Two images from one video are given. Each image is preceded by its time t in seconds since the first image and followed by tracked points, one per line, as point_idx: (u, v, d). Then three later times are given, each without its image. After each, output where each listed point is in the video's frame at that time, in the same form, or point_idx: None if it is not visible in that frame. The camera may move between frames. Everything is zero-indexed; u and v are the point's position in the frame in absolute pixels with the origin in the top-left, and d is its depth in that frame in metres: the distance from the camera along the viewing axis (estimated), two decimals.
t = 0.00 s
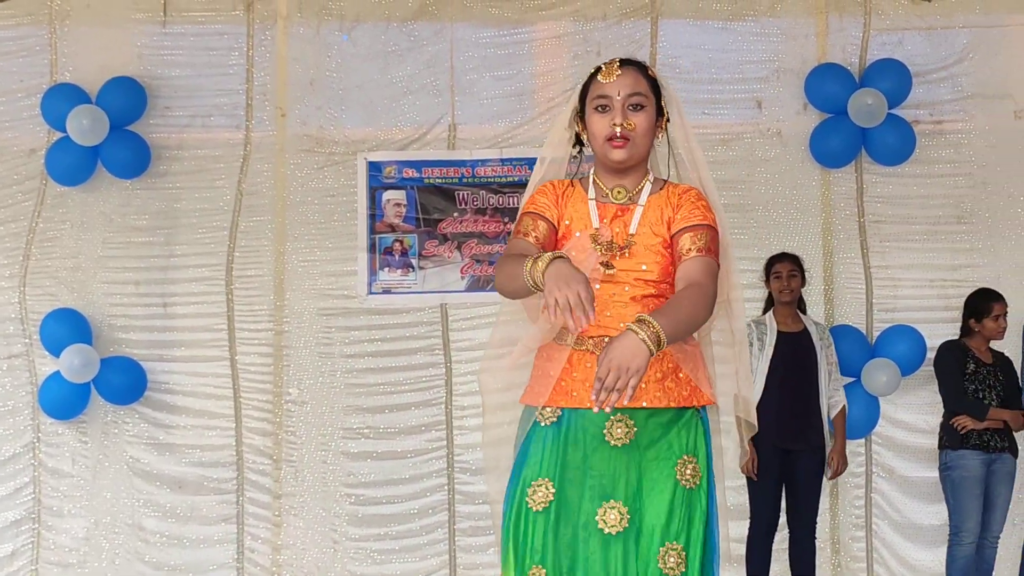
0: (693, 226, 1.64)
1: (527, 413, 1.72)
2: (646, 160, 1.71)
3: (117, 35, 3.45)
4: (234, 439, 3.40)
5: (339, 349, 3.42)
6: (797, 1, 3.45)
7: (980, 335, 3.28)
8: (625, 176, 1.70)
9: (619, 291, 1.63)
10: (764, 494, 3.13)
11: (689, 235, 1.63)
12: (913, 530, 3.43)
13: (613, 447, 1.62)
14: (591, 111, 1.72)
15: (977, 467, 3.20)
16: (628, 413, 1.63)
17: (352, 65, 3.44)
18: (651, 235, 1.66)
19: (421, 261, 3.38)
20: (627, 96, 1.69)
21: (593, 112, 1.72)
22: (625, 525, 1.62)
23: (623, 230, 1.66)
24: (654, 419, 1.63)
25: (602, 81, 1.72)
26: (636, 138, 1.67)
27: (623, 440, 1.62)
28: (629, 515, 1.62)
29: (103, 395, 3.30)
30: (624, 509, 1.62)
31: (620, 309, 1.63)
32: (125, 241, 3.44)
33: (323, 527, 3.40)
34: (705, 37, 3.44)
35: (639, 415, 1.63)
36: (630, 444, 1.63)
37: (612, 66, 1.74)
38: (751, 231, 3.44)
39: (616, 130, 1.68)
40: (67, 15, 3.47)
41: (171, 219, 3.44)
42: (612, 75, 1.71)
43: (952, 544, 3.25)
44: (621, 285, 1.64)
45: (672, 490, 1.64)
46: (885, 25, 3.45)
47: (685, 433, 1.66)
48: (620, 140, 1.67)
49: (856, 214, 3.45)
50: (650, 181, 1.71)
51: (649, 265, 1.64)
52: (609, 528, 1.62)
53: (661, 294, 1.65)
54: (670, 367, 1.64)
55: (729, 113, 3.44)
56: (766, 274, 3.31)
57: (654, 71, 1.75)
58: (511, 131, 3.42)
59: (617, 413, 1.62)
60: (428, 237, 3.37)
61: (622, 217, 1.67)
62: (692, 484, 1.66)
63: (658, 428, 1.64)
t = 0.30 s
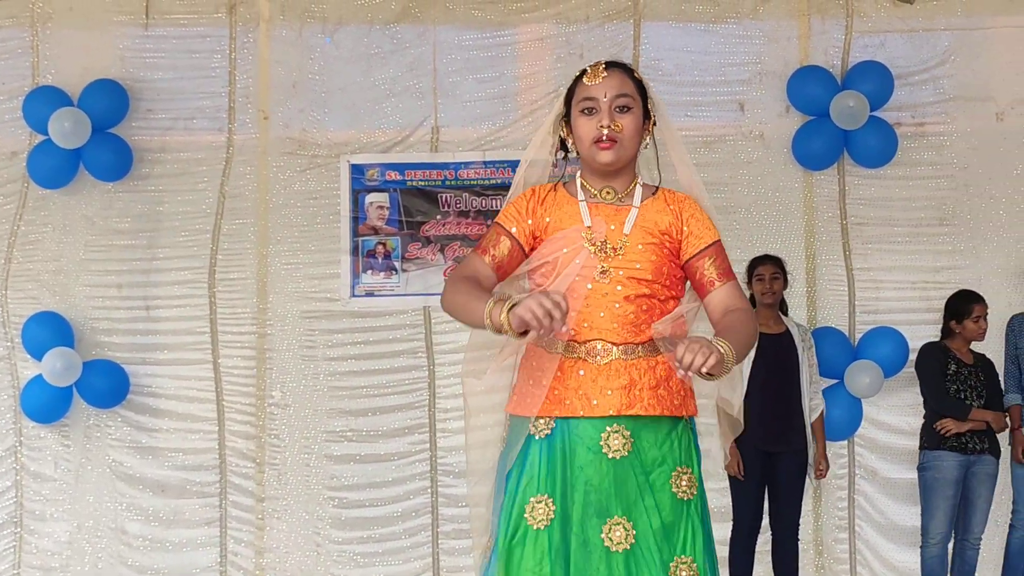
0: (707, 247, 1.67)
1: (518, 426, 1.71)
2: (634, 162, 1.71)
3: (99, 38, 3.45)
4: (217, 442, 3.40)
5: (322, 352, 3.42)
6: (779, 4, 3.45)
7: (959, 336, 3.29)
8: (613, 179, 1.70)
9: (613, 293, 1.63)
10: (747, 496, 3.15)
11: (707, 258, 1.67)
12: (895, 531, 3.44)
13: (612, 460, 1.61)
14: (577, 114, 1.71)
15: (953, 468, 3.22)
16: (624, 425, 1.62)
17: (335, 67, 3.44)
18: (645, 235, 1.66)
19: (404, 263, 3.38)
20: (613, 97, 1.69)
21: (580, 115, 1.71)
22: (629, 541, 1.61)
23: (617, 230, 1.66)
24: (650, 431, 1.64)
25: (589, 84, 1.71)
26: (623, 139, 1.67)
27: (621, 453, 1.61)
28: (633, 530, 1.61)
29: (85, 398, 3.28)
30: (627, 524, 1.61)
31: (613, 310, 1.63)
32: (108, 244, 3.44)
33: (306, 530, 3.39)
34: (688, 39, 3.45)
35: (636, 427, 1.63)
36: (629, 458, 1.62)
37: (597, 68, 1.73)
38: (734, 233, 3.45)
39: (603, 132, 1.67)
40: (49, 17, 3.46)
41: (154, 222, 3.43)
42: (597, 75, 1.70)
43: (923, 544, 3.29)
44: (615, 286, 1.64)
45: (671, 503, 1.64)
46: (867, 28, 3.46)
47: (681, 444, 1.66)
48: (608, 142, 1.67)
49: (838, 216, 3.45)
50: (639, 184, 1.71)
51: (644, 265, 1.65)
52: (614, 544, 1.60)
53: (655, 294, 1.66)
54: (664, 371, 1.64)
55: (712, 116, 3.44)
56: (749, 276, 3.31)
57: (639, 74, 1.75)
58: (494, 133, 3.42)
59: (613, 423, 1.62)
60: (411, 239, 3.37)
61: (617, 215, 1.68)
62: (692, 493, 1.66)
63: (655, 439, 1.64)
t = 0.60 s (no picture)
0: (693, 239, 1.76)
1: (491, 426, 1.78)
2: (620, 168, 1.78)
3: (87, 39, 3.44)
4: (206, 444, 3.40)
5: (312, 354, 3.41)
6: (768, 6, 3.46)
7: (945, 337, 3.31)
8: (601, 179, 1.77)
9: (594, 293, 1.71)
10: (739, 497, 3.15)
11: (701, 245, 1.76)
12: (885, 532, 3.45)
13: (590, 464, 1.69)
14: (573, 117, 1.75)
15: (937, 469, 3.24)
16: (604, 429, 1.70)
17: (324, 69, 3.44)
18: (629, 232, 1.73)
19: (393, 265, 3.37)
20: (613, 108, 1.73)
21: (575, 119, 1.75)
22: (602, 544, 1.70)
23: (600, 228, 1.73)
24: (631, 436, 1.71)
25: (588, 91, 1.75)
26: (619, 152, 1.72)
27: (600, 457, 1.69)
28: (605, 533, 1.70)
29: (74, 401, 3.28)
30: (601, 528, 1.70)
31: (595, 310, 1.71)
32: (97, 246, 3.44)
33: (296, 533, 3.39)
34: (678, 41, 3.45)
35: (614, 432, 1.70)
36: (606, 462, 1.70)
37: (597, 74, 1.76)
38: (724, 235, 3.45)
39: (602, 142, 1.72)
40: (37, 19, 3.45)
41: (143, 225, 3.43)
42: (598, 84, 1.73)
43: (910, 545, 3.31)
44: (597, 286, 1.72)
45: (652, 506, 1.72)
46: (856, 30, 3.46)
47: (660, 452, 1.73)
48: (604, 152, 1.72)
49: (827, 218, 3.46)
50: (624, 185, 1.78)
51: (626, 263, 1.72)
52: (586, 549, 1.69)
53: (638, 291, 1.73)
54: (645, 374, 1.71)
55: (701, 117, 3.44)
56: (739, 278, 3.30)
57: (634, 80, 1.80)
58: (483, 136, 3.43)
59: (592, 429, 1.69)
60: (400, 242, 3.36)
61: (598, 212, 1.74)
62: (671, 498, 1.74)
63: (631, 445, 1.71)
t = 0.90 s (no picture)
0: (659, 254, 1.70)
1: (445, 425, 1.68)
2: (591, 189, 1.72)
3: (83, 40, 3.44)
4: (202, 445, 3.40)
5: (307, 354, 3.42)
6: (763, 7, 3.46)
7: (938, 338, 3.31)
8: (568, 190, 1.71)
9: (560, 307, 1.65)
10: (735, 498, 3.16)
11: (669, 256, 1.69)
12: (880, 532, 3.45)
13: (560, 459, 1.61)
14: (562, 137, 1.66)
15: (929, 470, 3.24)
16: (569, 430, 1.63)
17: (319, 70, 3.44)
18: (597, 254, 1.67)
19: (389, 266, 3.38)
20: (603, 135, 1.66)
21: (563, 139, 1.66)
22: (585, 540, 1.58)
23: (570, 244, 1.67)
24: (595, 438, 1.64)
25: (579, 114, 1.65)
26: (600, 180, 1.66)
27: (569, 453, 1.62)
28: (589, 529, 1.59)
29: (70, 402, 3.28)
30: (581, 524, 1.59)
31: (561, 322, 1.64)
32: (92, 247, 3.44)
33: (291, 533, 3.39)
34: (673, 42, 3.45)
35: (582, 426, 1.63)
36: (577, 458, 1.62)
37: (590, 95, 1.66)
38: (719, 236, 3.45)
39: (585, 171, 1.65)
40: (33, 20, 3.45)
41: (139, 225, 3.43)
42: (596, 112, 1.64)
43: (904, 546, 3.31)
44: (564, 301, 1.65)
45: (631, 496, 1.63)
46: (851, 31, 3.47)
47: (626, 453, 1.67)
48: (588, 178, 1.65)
49: (822, 219, 3.47)
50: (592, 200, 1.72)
51: (592, 277, 1.67)
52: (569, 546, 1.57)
53: (600, 311, 1.68)
54: (602, 387, 1.67)
55: (696, 118, 3.45)
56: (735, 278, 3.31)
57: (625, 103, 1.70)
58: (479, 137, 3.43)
59: (558, 429, 1.62)
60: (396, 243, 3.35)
61: (570, 228, 1.68)
62: (647, 492, 1.66)
63: (600, 440, 1.65)
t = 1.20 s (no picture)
0: (643, 236, 1.73)
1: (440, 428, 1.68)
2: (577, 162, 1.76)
3: (84, 38, 3.44)
4: (202, 443, 3.40)
5: (307, 352, 3.42)
6: (763, 5, 3.46)
7: (936, 336, 3.31)
8: (551, 182, 1.74)
9: (553, 297, 1.66)
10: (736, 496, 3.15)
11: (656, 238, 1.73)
12: (879, 530, 3.45)
13: (552, 463, 1.62)
14: (538, 108, 1.73)
15: (926, 467, 3.24)
16: (563, 431, 1.63)
17: (320, 68, 3.44)
18: (585, 240, 1.69)
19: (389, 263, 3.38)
20: (576, 96, 1.74)
21: (541, 110, 1.73)
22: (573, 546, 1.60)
23: (558, 232, 1.69)
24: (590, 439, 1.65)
25: (548, 82, 1.74)
26: (586, 137, 1.72)
27: (561, 457, 1.62)
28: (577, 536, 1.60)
29: (71, 399, 3.28)
30: (571, 530, 1.60)
31: (555, 314, 1.66)
32: (93, 245, 3.44)
33: (292, 531, 3.39)
34: (673, 40, 3.45)
35: (575, 430, 1.64)
36: (569, 462, 1.62)
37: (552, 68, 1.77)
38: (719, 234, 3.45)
39: (571, 128, 1.71)
40: (33, 18, 3.46)
41: (139, 223, 3.43)
42: (563, 74, 1.74)
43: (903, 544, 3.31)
44: (557, 291, 1.66)
45: (619, 503, 1.63)
46: (851, 29, 3.47)
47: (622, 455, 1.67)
48: (573, 138, 1.71)
49: (823, 216, 3.47)
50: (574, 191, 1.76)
51: (584, 267, 1.68)
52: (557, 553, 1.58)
53: (592, 300, 1.69)
54: (597, 382, 1.68)
55: (696, 116, 3.45)
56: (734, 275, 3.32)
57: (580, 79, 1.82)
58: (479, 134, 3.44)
59: (552, 429, 1.63)
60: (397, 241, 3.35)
61: (557, 216, 1.70)
62: (641, 498, 1.65)
63: (594, 444, 1.65)
